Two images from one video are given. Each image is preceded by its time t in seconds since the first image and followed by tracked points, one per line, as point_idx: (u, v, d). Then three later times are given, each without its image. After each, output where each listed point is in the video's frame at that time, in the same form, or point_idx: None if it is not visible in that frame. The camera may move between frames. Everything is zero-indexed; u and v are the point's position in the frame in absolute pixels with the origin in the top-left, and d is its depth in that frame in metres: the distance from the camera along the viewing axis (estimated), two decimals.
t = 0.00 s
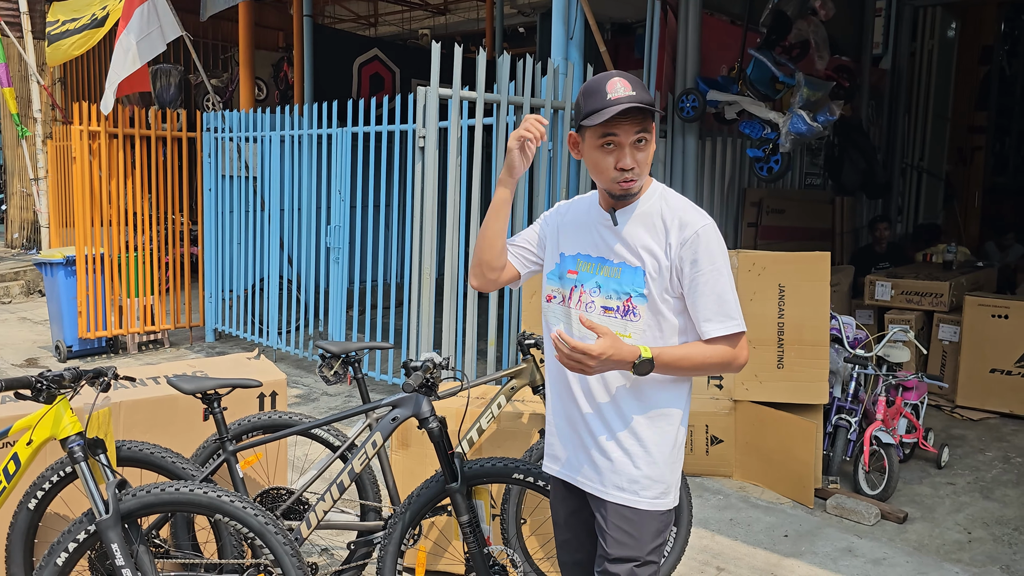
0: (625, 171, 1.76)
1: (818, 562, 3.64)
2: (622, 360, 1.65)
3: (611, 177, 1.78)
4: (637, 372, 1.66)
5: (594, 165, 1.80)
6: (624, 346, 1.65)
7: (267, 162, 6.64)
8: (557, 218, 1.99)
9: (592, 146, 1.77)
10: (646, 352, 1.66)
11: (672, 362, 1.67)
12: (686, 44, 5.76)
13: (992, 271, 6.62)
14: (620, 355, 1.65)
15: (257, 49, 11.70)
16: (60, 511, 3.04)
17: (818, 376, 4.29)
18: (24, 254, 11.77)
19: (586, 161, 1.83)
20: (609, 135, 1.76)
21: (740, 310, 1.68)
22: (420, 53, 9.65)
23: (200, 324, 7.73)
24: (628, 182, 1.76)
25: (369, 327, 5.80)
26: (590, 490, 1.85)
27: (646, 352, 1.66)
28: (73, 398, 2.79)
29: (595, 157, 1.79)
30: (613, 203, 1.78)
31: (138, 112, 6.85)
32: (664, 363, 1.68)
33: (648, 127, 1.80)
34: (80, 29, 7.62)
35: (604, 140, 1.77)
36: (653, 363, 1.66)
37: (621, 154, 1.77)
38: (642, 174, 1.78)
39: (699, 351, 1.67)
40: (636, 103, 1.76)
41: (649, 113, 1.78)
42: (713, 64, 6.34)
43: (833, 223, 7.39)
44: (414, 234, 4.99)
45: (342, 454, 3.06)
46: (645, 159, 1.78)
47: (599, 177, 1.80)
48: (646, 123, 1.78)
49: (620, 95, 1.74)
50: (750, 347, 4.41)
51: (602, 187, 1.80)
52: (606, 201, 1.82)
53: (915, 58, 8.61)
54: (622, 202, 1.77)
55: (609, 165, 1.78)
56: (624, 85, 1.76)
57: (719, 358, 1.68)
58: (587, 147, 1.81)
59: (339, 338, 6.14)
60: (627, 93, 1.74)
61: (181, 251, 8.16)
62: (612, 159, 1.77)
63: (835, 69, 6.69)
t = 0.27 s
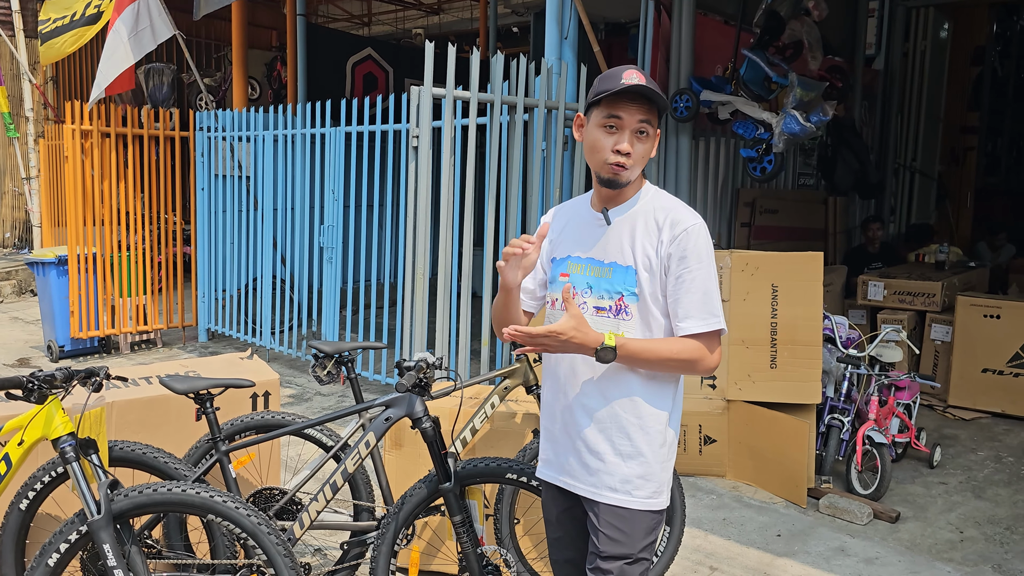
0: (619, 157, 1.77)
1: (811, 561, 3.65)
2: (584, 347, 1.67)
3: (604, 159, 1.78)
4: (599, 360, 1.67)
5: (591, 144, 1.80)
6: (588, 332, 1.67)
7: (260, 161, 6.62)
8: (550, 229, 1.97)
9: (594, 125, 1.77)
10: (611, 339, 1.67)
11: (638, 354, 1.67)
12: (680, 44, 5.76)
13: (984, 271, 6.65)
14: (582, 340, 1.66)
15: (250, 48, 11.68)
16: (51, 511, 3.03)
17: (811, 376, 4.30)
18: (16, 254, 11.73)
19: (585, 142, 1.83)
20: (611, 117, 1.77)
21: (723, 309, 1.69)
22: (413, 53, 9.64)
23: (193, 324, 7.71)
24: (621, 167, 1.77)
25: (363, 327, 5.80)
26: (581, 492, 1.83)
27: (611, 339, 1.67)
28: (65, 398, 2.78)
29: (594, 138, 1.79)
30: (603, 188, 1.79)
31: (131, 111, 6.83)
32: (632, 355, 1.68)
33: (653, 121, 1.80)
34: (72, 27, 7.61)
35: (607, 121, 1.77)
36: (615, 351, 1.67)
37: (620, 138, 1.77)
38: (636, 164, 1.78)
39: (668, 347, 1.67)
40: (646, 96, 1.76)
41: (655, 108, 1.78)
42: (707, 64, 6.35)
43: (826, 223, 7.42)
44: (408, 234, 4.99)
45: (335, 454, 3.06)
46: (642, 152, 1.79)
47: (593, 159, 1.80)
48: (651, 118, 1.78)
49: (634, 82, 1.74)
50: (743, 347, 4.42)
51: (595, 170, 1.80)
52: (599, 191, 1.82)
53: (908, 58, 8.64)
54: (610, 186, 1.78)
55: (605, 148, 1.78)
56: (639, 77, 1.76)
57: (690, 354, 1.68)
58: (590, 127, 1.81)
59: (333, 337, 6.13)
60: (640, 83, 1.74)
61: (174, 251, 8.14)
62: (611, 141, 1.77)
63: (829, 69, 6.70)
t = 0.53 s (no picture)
0: (603, 152, 1.76)
1: (805, 560, 3.65)
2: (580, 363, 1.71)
3: (588, 156, 1.78)
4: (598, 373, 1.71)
5: (574, 144, 1.80)
6: (583, 348, 1.70)
7: (255, 160, 6.61)
8: (538, 233, 1.94)
9: (576, 124, 1.78)
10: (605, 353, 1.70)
11: (634, 363, 1.71)
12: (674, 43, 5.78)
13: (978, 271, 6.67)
14: (579, 357, 1.70)
15: (244, 46, 11.66)
16: (44, 511, 3.01)
17: (805, 375, 4.31)
18: (9, 252, 11.68)
19: (569, 143, 1.83)
20: (592, 114, 1.78)
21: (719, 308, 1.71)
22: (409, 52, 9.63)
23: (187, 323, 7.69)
24: (605, 164, 1.77)
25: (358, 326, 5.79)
26: (576, 496, 1.81)
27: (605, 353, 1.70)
28: (58, 397, 2.77)
29: (577, 136, 1.80)
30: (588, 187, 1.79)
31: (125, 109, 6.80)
32: (628, 365, 1.72)
33: (635, 117, 1.80)
34: (65, 24, 7.57)
35: (588, 119, 1.78)
36: (611, 364, 1.70)
37: (602, 133, 1.77)
38: (621, 159, 1.78)
39: (662, 354, 1.71)
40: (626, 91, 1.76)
41: (637, 103, 1.79)
42: (702, 64, 6.35)
43: (821, 223, 7.43)
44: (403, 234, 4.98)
45: (330, 454, 3.05)
46: (627, 149, 1.78)
47: (576, 158, 1.80)
48: (632, 114, 1.79)
49: (612, 78, 1.74)
50: (737, 346, 4.43)
51: (580, 168, 1.80)
52: (587, 191, 1.82)
53: (902, 58, 8.67)
54: (597, 183, 1.77)
55: (589, 144, 1.77)
56: (618, 72, 1.77)
57: (683, 359, 1.71)
58: (573, 127, 1.82)
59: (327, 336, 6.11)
60: (618, 78, 1.75)
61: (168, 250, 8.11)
62: (593, 138, 1.77)
63: (824, 69, 6.71)
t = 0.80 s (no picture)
0: (596, 148, 1.76)
1: (802, 560, 3.66)
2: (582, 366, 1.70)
3: (581, 153, 1.77)
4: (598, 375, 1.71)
5: (567, 141, 1.80)
6: (586, 352, 1.69)
7: (252, 159, 6.59)
8: (530, 235, 1.94)
9: (567, 121, 1.78)
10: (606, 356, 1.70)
11: (636, 366, 1.70)
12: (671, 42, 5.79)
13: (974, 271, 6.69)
14: (582, 359, 1.69)
15: (241, 46, 11.65)
16: (41, 511, 3.01)
17: (802, 375, 4.32)
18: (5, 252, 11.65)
19: (561, 141, 1.83)
20: (583, 111, 1.78)
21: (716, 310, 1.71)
22: (406, 51, 9.63)
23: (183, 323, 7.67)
24: (599, 161, 1.76)
25: (356, 326, 5.78)
26: (573, 504, 1.80)
27: (607, 356, 1.70)
28: (55, 397, 2.77)
29: (569, 133, 1.79)
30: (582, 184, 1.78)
31: (121, 109, 6.78)
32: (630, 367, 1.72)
33: (627, 112, 1.80)
34: (60, 23, 7.53)
35: (579, 116, 1.78)
36: (614, 367, 1.70)
37: (595, 129, 1.77)
38: (615, 155, 1.77)
39: (665, 356, 1.70)
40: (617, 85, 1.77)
41: (628, 98, 1.79)
42: (699, 64, 6.35)
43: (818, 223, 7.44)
44: (400, 234, 4.98)
45: (327, 454, 3.05)
46: (620, 143, 1.78)
47: (569, 156, 1.79)
48: (624, 109, 1.79)
49: (602, 72, 1.75)
50: (734, 346, 4.44)
51: (573, 167, 1.79)
52: (580, 191, 1.81)
53: (898, 59, 8.69)
54: (591, 181, 1.76)
55: (581, 142, 1.77)
56: (607, 67, 1.78)
57: (688, 361, 1.71)
58: (564, 125, 1.81)
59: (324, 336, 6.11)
60: (608, 72, 1.76)
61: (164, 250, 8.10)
62: (586, 134, 1.77)
63: (820, 69, 6.72)
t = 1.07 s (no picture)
0: (598, 150, 1.76)
1: (800, 559, 3.67)
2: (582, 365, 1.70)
3: (581, 153, 1.77)
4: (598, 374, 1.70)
5: (567, 140, 1.79)
6: (587, 351, 1.69)
7: (250, 159, 6.58)
8: (523, 235, 1.92)
9: (569, 119, 1.76)
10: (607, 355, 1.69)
11: (635, 367, 1.70)
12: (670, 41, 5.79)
13: (972, 270, 6.70)
14: (583, 357, 1.68)
15: (239, 45, 11.64)
16: (39, 510, 3.00)
17: (800, 374, 4.32)
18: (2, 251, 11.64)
19: (560, 139, 1.81)
20: (587, 110, 1.76)
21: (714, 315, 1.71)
22: (405, 50, 9.63)
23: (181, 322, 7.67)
24: (599, 163, 1.76)
25: (354, 325, 5.77)
26: (569, 515, 1.76)
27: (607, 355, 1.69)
28: (53, 396, 2.76)
29: (569, 132, 1.78)
30: (580, 185, 1.77)
31: (119, 107, 6.78)
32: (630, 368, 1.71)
33: (631, 114, 1.79)
34: (59, 23, 7.47)
35: (582, 115, 1.76)
36: (614, 365, 1.69)
37: (597, 131, 1.76)
38: (615, 158, 1.77)
39: (665, 358, 1.71)
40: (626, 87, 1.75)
41: (633, 101, 1.78)
42: (697, 63, 6.35)
43: (816, 222, 7.45)
44: (399, 233, 4.97)
45: (326, 452, 3.04)
46: (621, 147, 1.78)
47: (568, 156, 1.79)
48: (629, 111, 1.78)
49: (609, 72, 1.73)
50: (732, 345, 4.44)
51: (571, 167, 1.79)
52: (576, 191, 1.81)
53: (897, 58, 8.70)
54: (588, 182, 1.76)
55: (582, 142, 1.77)
56: (615, 67, 1.76)
57: (688, 364, 1.72)
58: (565, 123, 1.80)
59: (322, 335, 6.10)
60: (615, 73, 1.74)
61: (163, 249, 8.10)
62: (587, 135, 1.76)
63: (819, 68, 6.72)
